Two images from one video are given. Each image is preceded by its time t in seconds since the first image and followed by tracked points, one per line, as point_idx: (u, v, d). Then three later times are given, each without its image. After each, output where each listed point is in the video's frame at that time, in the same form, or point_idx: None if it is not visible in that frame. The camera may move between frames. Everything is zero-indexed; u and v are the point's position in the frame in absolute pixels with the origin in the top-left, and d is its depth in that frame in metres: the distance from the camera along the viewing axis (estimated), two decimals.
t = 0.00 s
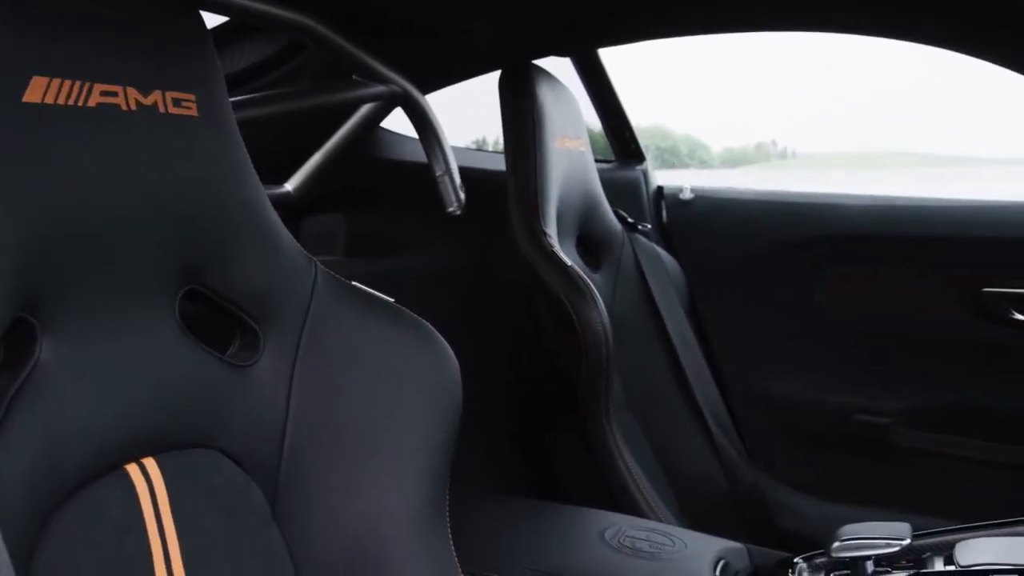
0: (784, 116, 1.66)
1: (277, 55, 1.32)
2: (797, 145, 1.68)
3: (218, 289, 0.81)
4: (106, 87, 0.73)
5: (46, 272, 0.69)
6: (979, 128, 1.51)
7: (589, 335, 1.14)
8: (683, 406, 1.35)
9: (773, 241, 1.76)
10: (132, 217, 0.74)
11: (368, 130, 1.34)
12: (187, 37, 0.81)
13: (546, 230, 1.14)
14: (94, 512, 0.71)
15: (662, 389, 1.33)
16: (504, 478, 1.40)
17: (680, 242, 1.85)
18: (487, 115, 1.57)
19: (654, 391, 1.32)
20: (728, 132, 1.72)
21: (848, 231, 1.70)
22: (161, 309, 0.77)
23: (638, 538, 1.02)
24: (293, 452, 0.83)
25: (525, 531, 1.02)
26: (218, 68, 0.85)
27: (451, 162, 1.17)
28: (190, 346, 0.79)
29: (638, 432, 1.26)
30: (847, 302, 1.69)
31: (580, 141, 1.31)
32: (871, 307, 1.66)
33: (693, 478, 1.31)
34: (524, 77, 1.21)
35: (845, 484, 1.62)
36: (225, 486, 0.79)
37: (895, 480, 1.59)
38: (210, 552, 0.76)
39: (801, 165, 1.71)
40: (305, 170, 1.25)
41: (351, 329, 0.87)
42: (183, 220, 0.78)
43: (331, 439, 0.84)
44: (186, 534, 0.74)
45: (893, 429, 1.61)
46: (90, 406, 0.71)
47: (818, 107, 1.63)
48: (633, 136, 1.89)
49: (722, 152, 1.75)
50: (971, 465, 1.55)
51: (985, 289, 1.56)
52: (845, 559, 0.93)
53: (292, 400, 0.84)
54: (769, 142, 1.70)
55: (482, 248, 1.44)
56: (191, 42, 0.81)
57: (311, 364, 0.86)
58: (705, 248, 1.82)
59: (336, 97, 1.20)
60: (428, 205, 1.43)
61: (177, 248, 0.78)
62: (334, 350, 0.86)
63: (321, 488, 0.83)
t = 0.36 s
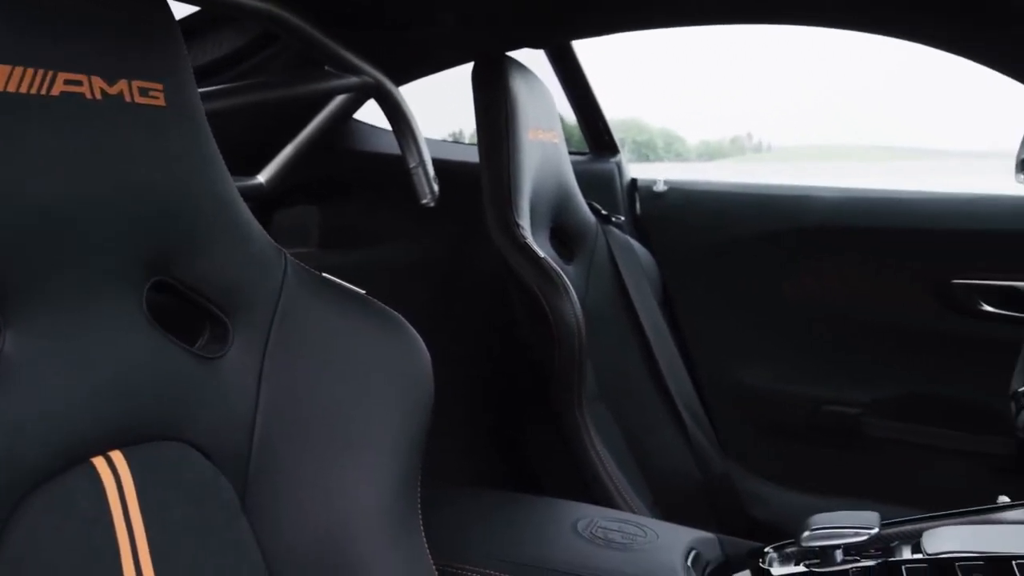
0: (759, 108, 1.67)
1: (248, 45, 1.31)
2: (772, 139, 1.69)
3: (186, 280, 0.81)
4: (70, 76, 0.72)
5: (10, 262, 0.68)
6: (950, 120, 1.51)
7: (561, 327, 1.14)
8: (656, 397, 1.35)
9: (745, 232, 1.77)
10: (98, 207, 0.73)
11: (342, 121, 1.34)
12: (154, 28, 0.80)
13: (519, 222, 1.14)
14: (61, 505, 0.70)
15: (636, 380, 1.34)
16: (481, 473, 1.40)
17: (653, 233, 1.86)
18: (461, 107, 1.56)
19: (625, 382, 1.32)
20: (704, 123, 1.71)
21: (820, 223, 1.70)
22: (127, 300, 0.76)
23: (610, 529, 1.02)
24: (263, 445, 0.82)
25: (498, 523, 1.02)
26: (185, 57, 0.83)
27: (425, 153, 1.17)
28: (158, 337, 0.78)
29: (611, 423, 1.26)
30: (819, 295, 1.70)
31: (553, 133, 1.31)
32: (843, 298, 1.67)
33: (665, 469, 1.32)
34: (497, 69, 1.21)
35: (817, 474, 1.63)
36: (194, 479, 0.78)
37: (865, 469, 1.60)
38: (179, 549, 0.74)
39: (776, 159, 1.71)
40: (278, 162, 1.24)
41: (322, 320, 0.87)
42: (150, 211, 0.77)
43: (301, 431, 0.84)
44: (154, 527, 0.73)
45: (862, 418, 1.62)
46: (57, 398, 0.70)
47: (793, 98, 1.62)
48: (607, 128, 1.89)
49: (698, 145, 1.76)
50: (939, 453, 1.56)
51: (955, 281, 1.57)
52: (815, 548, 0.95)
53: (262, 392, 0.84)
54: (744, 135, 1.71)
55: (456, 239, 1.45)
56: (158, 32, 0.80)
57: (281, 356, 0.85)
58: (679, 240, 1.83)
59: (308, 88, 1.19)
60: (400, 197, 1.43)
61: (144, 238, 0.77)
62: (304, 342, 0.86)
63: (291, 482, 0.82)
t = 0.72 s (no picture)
0: (735, 102, 1.68)
1: (219, 36, 1.30)
2: (747, 132, 1.71)
3: (153, 273, 0.80)
4: (33, 64, 0.70)
5: None
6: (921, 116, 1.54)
7: (535, 320, 1.13)
8: (629, 390, 1.35)
9: (719, 224, 1.78)
10: (63, 196, 0.72)
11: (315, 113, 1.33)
12: (119, 17, 0.78)
13: (491, 215, 1.13)
14: (28, 498, 0.68)
15: (611, 373, 1.34)
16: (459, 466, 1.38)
17: (626, 225, 1.86)
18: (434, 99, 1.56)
19: (597, 375, 1.31)
20: (682, 120, 1.74)
21: (792, 216, 1.71)
22: (93, 292, 0.75)
23: (582, 521, 1.03)
24: (233, 439, 0.82)
25: (471, 515, 1.02)
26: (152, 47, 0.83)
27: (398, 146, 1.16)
28: (125, 330, 0.77)
29: (585, 416, 1.26)
30: (792, 287, 1.71)
31: (527, 126, 1.31)
32: (816, 291, 1.69)
33: (640, 462, 1.32)
34: (470, 61, 1.21)
35: (790, 466, 1.64)
36: (162, 472, 0.77)
37: (837, 460, 1.60)
38: (147, 544, 0.73)
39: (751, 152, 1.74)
40: (250, 154, 1.22)
41: (292, 313, 0.87)
42: (117, 202, 0.76)
43: (272, 424, 0.83)
44: (121, 521, 0.72)
45: (835, 409, 1.62)
46: (21, 390, 0.68)
47: (767, 94, 1.64)
48: (582, 122, 1.89)
49: (674, 140, 1.78)
50: (910, 445, 1.56)
51: (924, 274, 1.59)
52: (785, 539, 0.95)
53: (231, 386, 0.83)
54: (720, 129, 1.73)
55: (430, 231, 1.44)
56: (123, 21, 0.79)
57: (250, 348, 0.84)
58: (652, 233, 1.84)
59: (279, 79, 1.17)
60: (373, 190, 1.42)
61: (111, 229, 0.76)
62: (273, 335, 0.85)
63: (260, 475, 0.82)
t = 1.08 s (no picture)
0: (709, 97, 1.69)
1: (187, 27, 1.29)
2: (721, 128, 1.72)
3: (117, 267, 0.79)
4: None
5: None
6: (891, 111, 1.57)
7: (507, 313, 1.13)
8: (602, 383, 1.35)
9: (690, 218, 1.78)
10: (26, 189, 0.71)
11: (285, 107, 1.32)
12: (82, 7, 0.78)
13: (463, 208, 1.13)
14: None
15: (583, 367, 1.34)
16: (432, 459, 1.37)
17: (599, 219, 1.86)
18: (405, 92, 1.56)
19: (569, 368, 1.31)
20: (657, 114, 1.76)
21: (762, 210, 1.72)
22: (57, 285, 0.74)
23: (553, 513, 1.03)
24: (201, 436, 0.81)
25: (442, 507, 1.03)
26: (117, 38, 0.82)
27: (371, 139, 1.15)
28: (90, 323, 0.76)
29: (557, 408, 1.26)
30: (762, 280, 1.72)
31: (499, 119, 1.31)
32: (787, 284, 1.70)
33: (612, 455, 1.33)
34: (441, 54, 1.21)
35: (761, 458, 1.65)
36: (128, 468, 0.77)
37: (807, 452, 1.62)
38: (113, 541, 0.73)
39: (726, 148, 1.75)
40: (222, 146, 1.20)
41: (261, 306, 0.86)
42: (81, 195, 0.75)
43: (242, 419, 0.83)
44: (86, 517, 0.72)
45: (805, 402, 1.64)
46: None
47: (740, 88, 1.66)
48: (554, 116, 1.89)
49: (649, 135, 1.80)
50: (879, 436, 1.58)
51: (893, 267, 1.61)
52: (754, 529, 0.97)
53: (199, 380, 0.83)
54: (694, 124, 1.73)
55: (401, 225, 1.44)
56: (86, 11, 0.78)
57: (218, 342, 0.84)
58: (625, 227, 1.84)
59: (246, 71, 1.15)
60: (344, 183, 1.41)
61: (75, 222, 0.75)
62: (242, 329, 0.85)
63: (230, 469, 0.81)
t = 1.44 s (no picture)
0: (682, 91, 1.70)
1: (154, 19, 1.27)
2: (694, 122, 1.72)
3: (81, 260, 0.77)
4: None
5: None
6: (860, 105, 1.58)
7: (476, 307, 1.13)
8: (572, 376, 1.35)
9: (661, 211, 1.79)
10: None
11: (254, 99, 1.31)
12: None
13: (433, 202, 1.13)
14: None
15: (554, 359, 1.34)
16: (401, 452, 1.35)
17: (570, 212, 1.86)
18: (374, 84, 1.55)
19: (540, 361, 1.31)
20: (629, 108, 1.77)
21: (732, 204, 1.72)
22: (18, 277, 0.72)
23: (523, 506, 1.03)
24: (165, 431, 0.80)
25: (412, 501, 1.02)
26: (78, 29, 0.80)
27: (341, 131, 1.14)
28: (52, 315, 0.74)
29: (528, 401, 1.26)
30: (733, 274, 1.73)
31: (469, 113, 1.31)
32: (757, 278, 1.71)
33: (583, 447, 1.33)
34: (411, 47, 1.21)
35: (733, 451, 1.66)
36: (92, 464, 0.74)
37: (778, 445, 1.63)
38: (77, 538, 0.71)
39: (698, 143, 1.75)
40: (189, 139, 1.17)
41: (229, 300, 0.86)
42: (40, 185, 0.73)
43: (209, 414, 0.82)
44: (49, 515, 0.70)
45: (775, 395, 1.65)
46: None
47: (712, 82, 1.68)
48: (525, 109, 1.88)
49: (622, 130, 1.81)
50: (848, 428, 1.59)
51: (860, 260, 1.62)
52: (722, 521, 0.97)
53: (165, 372, 0.81)
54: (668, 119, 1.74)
55: (371, 218, 1.43)
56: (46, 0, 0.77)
57: (185, 335, 0.82)
58: (597, 220, 1.84)
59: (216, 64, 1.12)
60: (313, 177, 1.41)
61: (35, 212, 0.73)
62: (208, 321, 0.84)
63: (196, 463, 0.80)
